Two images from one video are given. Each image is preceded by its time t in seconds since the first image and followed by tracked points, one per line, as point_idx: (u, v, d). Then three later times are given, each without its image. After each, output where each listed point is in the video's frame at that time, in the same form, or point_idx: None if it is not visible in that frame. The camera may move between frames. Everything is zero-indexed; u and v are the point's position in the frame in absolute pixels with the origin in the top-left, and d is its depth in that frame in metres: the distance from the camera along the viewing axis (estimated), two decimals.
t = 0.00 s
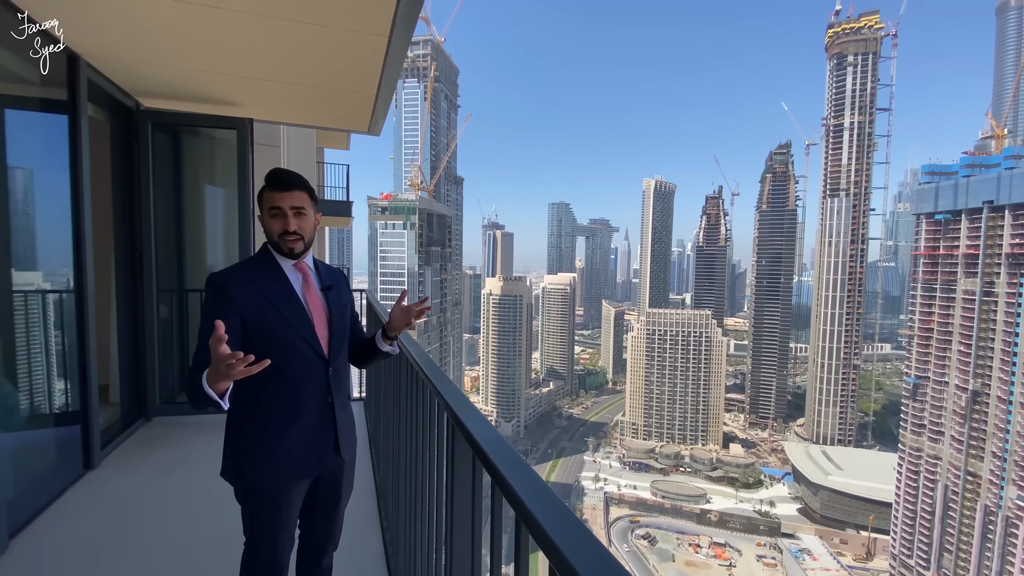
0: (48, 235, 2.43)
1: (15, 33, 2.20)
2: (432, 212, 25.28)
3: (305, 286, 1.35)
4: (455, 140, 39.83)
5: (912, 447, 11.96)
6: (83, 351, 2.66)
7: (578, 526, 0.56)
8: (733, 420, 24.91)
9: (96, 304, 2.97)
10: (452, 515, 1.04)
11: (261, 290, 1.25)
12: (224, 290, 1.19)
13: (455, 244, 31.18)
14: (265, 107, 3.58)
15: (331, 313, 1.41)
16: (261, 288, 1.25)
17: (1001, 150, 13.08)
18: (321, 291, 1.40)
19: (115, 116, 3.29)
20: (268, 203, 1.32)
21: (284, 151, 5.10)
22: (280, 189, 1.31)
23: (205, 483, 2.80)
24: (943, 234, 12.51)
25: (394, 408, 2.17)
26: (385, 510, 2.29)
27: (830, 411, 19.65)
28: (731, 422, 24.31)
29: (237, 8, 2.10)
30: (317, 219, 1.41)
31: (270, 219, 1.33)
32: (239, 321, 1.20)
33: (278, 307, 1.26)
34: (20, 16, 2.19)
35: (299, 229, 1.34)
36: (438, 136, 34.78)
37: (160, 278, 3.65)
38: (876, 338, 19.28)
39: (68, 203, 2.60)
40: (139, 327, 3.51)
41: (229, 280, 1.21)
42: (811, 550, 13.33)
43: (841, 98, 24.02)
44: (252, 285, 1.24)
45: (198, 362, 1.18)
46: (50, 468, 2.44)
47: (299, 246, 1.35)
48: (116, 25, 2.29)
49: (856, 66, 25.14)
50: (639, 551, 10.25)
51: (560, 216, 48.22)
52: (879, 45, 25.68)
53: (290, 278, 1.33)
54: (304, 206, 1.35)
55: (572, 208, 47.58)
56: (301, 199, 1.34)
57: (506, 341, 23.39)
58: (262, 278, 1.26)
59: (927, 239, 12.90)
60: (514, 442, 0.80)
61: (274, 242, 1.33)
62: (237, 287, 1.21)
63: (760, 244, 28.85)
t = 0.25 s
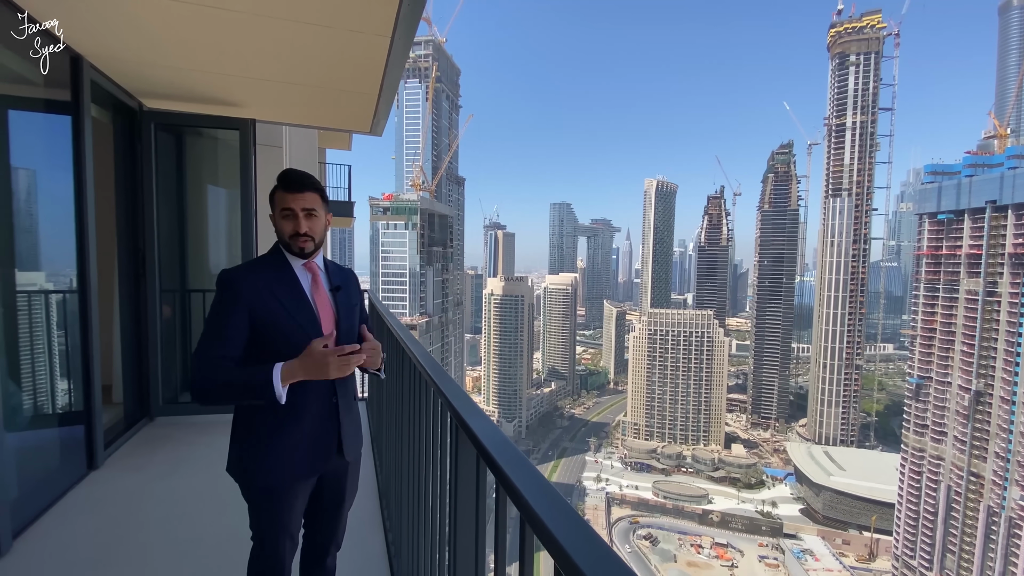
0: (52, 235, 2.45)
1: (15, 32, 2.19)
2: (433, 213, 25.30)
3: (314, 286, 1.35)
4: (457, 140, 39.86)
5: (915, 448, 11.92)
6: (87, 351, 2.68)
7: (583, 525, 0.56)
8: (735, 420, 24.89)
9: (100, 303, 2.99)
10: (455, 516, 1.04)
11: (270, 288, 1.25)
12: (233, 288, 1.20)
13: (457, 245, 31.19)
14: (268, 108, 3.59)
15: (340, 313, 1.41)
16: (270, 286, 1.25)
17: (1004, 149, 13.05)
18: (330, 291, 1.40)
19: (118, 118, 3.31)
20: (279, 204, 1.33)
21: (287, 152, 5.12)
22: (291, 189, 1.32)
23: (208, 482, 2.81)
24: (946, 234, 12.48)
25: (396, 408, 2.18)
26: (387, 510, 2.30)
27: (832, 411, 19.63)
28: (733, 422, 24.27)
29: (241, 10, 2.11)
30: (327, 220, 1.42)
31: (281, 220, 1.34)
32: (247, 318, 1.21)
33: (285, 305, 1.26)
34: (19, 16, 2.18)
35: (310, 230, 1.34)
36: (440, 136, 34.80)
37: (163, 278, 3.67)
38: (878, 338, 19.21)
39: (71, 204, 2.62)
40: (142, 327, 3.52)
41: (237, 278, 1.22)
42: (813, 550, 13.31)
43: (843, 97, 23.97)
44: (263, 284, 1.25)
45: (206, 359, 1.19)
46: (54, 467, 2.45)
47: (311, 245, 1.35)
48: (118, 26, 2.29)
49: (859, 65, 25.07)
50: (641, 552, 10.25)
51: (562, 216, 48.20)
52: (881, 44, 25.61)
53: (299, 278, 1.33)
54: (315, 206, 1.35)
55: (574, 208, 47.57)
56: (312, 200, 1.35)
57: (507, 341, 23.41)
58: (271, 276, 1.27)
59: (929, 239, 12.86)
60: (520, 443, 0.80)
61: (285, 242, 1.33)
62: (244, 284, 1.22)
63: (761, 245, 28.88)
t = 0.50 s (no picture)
0: (54, 235, 2.46)
1: (15, 32, 2.17)
2: (435, 213, 25.30)
3: (324, 287, 1.35)
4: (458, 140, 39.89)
5: (917, 448, 11.88)
6: (90, 351, 2.69)
7: (587, 528, 0.55)
8: (737, 421, 24.81)
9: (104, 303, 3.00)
10: (457, 517, 1.04)
11: (282, 288, 1.26)
12: (244, 288, 1.21)
13: (458, 245, 31.20)
14: (271, 108, 3.60)
15: (348, 314, 1.41)
16: (283, 287, 1.26)
17: (1007, 149, 12.98)
18: (340, 292, 1.40)
19: (121, 118, 3.33)
20: (294, 203, 1.33)
21: (289, 153, 5.13)
22: (307, 189, 1.32)
23: (210, 483, 2.81)
24: (948, 234, 12.51)
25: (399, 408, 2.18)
26: (389, 511, 2.30)
27: (835, 412, 19.54)
28: (735, 423, 24.23)
29: (244, 11, 2.12)
30: (341, 221, 1.42)
31: (297, 218, 1.33)
32: (258, 318, 1.22)
33: (296, 305, 1.27)
34: (19, 16, 2.16)
35: (325, 230, 1.34)
36: (441, 136, 34.82)
37: (165, 278, 3.68)
38: (881, 338, 19.06)
39: (75, 204, 2.64)
40: (145, 327, 3.52)
41: (249, 277, 1.23)
42: (816, 551, 13.24)
43: (845, 97, 23.90)
44: (275, 283, 1.25)
45: (218, 357, 1.20)
46: (57, 467, 2.46)
47: (324, 245, 1.35)
48: (120, 25, 2.28)
49: (861, 65, 24.97)
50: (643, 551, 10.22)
51: (563, 216, 48.24)
52: (884, 44, 25.56)
53: (310, 278, 1.33)
54: (330, 206, 1.35)
55: (575, 208, 47.60)
56: (328, 200, 1.34)
57: (509, 341, 23.41)
58: (282, 276, 1.27)
59: (932, 239, 12.92)
60: (522, 444, 0.80)
61: (298, 242, 1.33)
62: (255, 283, 1.23)
63: (763, 245, 28.84)
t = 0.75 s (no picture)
0: (58, 235, 2.47)
1: (15, 32, 2.15)
2: (436, 213, 25.29)
3: (328, 287, 1.36)
4: (460, 140, 39.93)
5: (920, 448, 11.79)
6: (94, 351, 2.70)
7: (590, 529, 0.55)
8: (739, 421, 24.74)
9: (107, 303, 3.02)
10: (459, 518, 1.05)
11: (286, 287, 1.26)
12: (249, 288, 1.21)
13: (460, 244, 31.18)
14: (273, 109, 3.61)
15: (351, 314, 1.42)
16: (288, 287, 1.26)
17: (1010, 148, 12.92)
18: (343, 292, 1.41)
19: (124, 119, 3.34)
20: (302, 204, 1.33)
21: (291, 153, 5.14)
22: (315, 190, 1.32)
23: (213, 483, 2.83)
24: (951, 234, 12.45)
25: (400, 408, 2.18)
26: (391, 510, 2.31)
27: (837, 412, 19.45)
28: (737, 423, 24.16)
29: (245, 11, 2.13)
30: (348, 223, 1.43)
31: (305, 220, 1.33)
32: (264, 319, 1.22)
33: (302, 305, 1.28)
34: (20, 15, 2.15)
35: (332, 232, 1.35)
36: (443, 136, 34.83)
37: (167, 278, 3.69)
38: (883, 338, 19.04)
39: (78, 204, 2.65)
40: (148, 326, 3.54)
41: (255, 276, 1.23)
42: (817, 552, 13.20)
43: (847, 97, 23.82)
44: (283, 283, 1.26)
45: (224, 358, 1.20)
46: (60, 466, 2.47)
47: (330, 245, 1.36)
48: (121, 25, 2.27)
49: (864, 64, 24.89)
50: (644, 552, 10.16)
51: (565, 216, 48.23)
52: (886, 44, 25.49)
53: (314, 278, 1.33)
54: (336, 207, 1.35)
55: (577, 208, 47.59)
56: (334, 200, 1.35)
57: (511, 341, 23.41)
58: (288, 276, 1.27)
59: (935, 239, 12.84)
60: (525, 444, 0.80)
61: (305, 243, 1.33)
62: (260, 283, 1.23)
63: (766, 245, 28.85)
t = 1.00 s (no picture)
0: (61, 235, 2.48)
1: (15, 32, 2.14)
2: (438, 213, 25.29)
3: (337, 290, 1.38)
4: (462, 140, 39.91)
5: (923, 450, 11.78)
6: (96, 350, 2.71)
7: (592, 530, 0.55)
8: (741, 421, 24.64)
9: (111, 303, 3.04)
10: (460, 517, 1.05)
11: (298, 290, 1.26)
12: (262, 289, 1.21)
13: (461, 244, 31.16)
14: (275, 109, 3.62)
15: (355, 313, 1.46)
16: (298, 289, 1.27)
17: (1015, 147, 12.82)
18: (346, 292, 1.45)
19: (127, 119, 3.35)
20: (346, 215, 1.35)
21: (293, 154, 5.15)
22: (358, 203, 1.36)
23: (216, 482, 2.84)
24: (955, 234, 12.39)
25: (401, 408, 2.19)
26: (392, 509, 2.32)
27: (840, 413, 19.36)
28: (739, 423, 24.04)
29: (248, 11, 2.13)
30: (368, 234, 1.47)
31: (347, 231, 1.36)
32: (278, 320, 1.22)
33: (315, 308, 1.29)
34: (20, 16, 2.14)
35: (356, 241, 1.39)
36: (445, 136, 34.82)
37: (170, 278, 3.70)
38: (886, 338, 19.00)
39: (81, 204, 2.66)
40: (150, 327, 3.55)
41: (267, 278, 1.22)
42: (820, 553, 13.14)
43: (850, 96, 23.71)
44: (292, 285, 1.26)
45: (236, 360, 1.19)
46: (64, 465, 2.48)
47: (349, 253, 1.40)
48: (124, 25, 2.27)
49: (867, 63, 24.79)
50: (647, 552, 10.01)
51: (567, 216, 48.23)
52: (889, 43, 25.35)
53: (321, 279, 1.35)
54: (362, 220, 1.39)
55: (578, 208, 47.53)
56: (361, 212, 1.39)
57: (512, 341, 23.40)
58: (297, 279, 1.28)
59: (939, 239, 12.77)
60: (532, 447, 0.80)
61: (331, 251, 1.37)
62: (274, 285, 1.23)
63: (768, 245, 28.77)
